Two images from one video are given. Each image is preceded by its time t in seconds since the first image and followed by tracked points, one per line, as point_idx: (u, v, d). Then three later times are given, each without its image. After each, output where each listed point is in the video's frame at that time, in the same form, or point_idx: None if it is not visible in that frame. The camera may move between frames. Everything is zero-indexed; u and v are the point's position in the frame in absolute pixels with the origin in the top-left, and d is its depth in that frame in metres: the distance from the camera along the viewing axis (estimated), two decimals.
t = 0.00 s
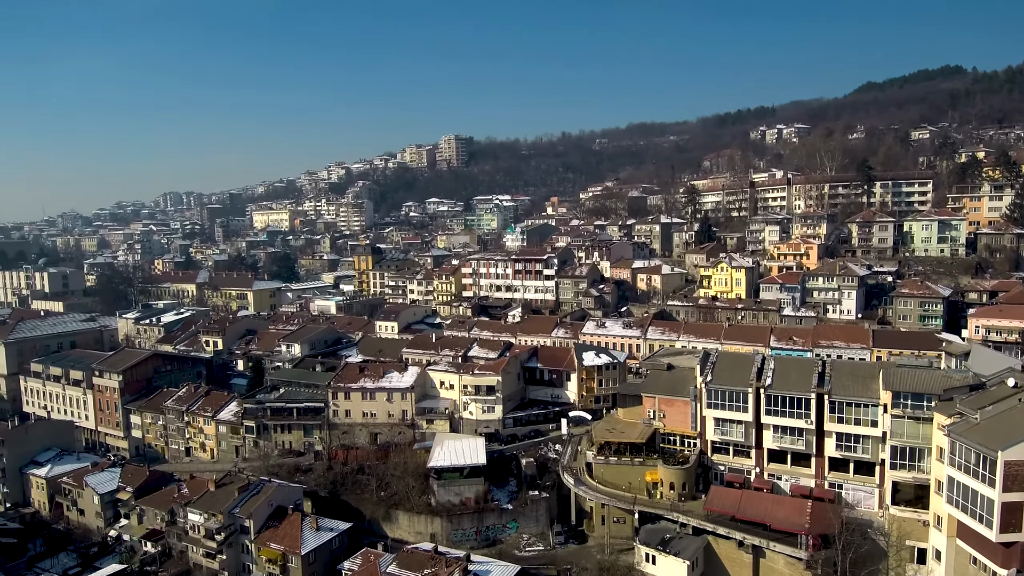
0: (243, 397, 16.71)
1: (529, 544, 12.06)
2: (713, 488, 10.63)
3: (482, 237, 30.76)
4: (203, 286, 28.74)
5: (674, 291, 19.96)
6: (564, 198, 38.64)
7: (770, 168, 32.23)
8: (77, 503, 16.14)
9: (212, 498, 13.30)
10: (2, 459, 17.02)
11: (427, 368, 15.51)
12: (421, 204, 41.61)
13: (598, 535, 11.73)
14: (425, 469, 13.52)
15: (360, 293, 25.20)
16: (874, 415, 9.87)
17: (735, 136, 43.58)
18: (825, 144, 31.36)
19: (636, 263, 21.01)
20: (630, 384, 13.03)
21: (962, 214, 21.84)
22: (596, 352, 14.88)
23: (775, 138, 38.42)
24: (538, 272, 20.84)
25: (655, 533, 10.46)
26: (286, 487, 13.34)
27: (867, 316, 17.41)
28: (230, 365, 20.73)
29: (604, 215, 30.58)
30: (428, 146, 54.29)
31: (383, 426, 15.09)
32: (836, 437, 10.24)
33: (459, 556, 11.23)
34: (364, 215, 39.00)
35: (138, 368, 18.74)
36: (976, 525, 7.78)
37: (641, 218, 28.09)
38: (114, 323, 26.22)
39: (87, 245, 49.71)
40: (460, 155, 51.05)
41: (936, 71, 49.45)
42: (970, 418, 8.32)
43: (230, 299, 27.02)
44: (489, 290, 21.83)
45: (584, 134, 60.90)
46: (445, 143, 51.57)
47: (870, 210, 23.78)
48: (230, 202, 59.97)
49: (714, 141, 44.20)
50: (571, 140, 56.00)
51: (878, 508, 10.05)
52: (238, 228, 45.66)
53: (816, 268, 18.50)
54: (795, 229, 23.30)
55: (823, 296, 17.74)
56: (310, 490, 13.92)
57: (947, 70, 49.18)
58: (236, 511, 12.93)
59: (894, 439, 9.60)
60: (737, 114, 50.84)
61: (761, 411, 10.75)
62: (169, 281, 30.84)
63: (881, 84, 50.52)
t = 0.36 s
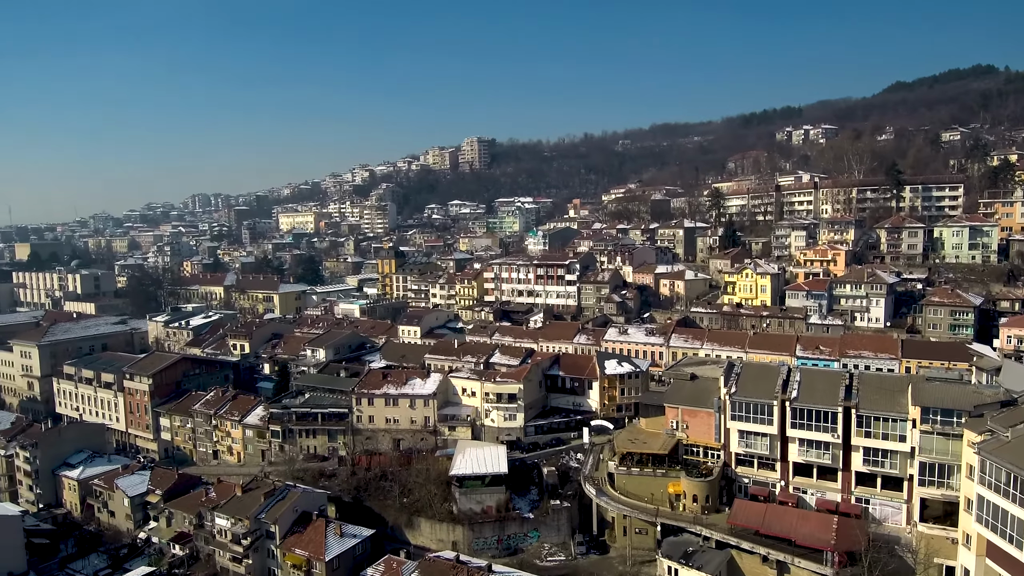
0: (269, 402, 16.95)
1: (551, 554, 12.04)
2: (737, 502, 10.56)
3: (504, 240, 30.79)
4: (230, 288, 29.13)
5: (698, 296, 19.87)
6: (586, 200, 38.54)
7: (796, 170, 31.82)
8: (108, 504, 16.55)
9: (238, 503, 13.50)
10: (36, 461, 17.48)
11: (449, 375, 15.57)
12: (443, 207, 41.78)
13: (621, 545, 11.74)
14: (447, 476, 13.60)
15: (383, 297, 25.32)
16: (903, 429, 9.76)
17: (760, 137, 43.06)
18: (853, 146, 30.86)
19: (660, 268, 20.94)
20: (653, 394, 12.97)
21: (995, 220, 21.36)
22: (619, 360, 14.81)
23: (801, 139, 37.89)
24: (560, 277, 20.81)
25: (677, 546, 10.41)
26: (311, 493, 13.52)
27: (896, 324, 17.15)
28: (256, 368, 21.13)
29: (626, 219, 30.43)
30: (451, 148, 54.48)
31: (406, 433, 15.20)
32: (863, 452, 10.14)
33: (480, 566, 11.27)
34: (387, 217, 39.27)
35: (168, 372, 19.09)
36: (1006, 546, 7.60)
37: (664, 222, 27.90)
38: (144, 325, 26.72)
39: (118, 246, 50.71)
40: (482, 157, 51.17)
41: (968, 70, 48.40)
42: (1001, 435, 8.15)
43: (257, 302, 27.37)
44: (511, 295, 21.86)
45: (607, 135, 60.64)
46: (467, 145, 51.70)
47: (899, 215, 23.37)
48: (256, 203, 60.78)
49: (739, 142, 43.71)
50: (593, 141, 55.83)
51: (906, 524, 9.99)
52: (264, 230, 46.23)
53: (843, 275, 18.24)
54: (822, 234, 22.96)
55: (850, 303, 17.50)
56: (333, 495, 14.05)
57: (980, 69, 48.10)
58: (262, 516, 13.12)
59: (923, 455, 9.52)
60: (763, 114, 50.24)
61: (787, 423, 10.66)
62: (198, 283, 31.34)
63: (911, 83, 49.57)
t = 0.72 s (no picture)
0: (295, 407, 17.17)
1: (573, 564, 12.02)
2: (762, 516, 10.57)
3: (528, 243, 30.79)
4: (256, 290, 29.50)
5: (723, 302, 19.70)
6: (610, 203, 38.38)
7: (824, 172, 31.34)
8: (139, 506, 16.92)
9: (265, 508, 13.72)
10: (70, 462, 17.92)
11: (472, 382, 15.63)
12: (467, 209, 41.90)
13: (643, 556, 11.69)
14: (470, 484, 13.65)
15: (407, 300, 25.32)
16: (932, 445, 9.64)
17: (787, 138, 42.50)
18: (883, 148, 30.30)
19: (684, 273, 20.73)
20: (676, 404, 12.95)
21: None
22: (642, 368, 14.73)
23: (830, 141, 37.30)
24: (583, 282, 20.75)
25: (701, 559, 10.58)
26: (336, 498, 13.70)
27: (926, 333, 16.87)
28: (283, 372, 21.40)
29: (650, 222, 30.25)
30: (474, 150, 54.59)
31: (429, 439, 15.30)
32: (891, 467, 10.06)
33: None
34: (411, 220, 39.50)
35: (198, 375, 19.42)
36: None
37: (689, 226, 27.68)
38: (173, 328, 27.21)
39: (149, 246, 51.68)
40: (505, 159, 51.20)
41: (1003, 70, 47.23)
42: None
43: (283, 304, 27.71)
44: (534, 300, 21.85)
45: (631, 135, 60.31)
46: (491, 147, 51.77)
47: (930, 221, 22.90)
48: (282, 205, 61.54)
49: (765, 143, 43.16)
50: (617, 143, 55.54)
51: (936, 542, 9.82)
52: (290, 231, 46.75)
53: (872, 282, 17.95)
54: (850, 240, 22.59)
55: (879, 311, 17.22)
56: (357, 501, 14.19)
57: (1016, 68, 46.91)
58: (288, 521, 13.32)
59: (953, 471, 9.35)
60: (790, 115, 49.56)
61: (813, 437, 10.65)
62: (226, 285, 31.80)
63: (944, 83, 48.55)
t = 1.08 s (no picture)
0: (322, 406, 17.41)
1: (596, 568, 12.07)
2: (789, 525, 10.57)
3: (551, 241, 30.74)
4: (283, 288, 29.86)
5: (749, 303, 19.49)
6: (634, 200, 38.12)
7: (854, 170, 30.78)
8: (170, 502, 17.31)
9: (292, 507, 13.94)
10: (104, 458, 18.39)
11: (495, 384, 15.67)
12: (491, 206, 41.96)
13: (666, 562, 11.63)
14: (493, 486, 13.72)
15: (432, 299, 25.41)
16: (964, 457, 9.55)
17: (816, 134, 41.79)
18: (915, 145, 29.65)
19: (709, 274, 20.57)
20: (701, 410, 13.06)
21: None
22: (666, 372, 14.62)
23: (860, 137, 36.58)
24: (607, 283, 20.68)
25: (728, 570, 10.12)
26: (361, 498, 13.88)
27: (959, 337, 16.55)
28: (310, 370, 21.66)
29: (675, 220, 30.00)
30: (498, 147, 54.60)
31: (452, 440, 15.39)
32: (922, 478, 9.97)
33: None
34: (435, 217, 39.65)
35: (228, 373, 19.73)
36: None
37: (714, 225, 27.40)
38: (204, 325, 27.71)
39: (180, 242, 52.62)
40: (529, 155, 51.12)
41: None
42: None
43: (310, 302, 28.03)
44: (557, 300, 21.83)
45: (656, 131, 59.82)
46: (514, 144, 51.71)
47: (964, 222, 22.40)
48: (309, 202, 62.23)
49: (794, 139, 42.47)
50: (642, 139, 55.13)
51: (967, 554, 9.72)
52: (317, 228, 47.24)
53: (903, 284, 17.62)
54: (880, 240, 22.19)
55: (910, 315, 16.93)
56: (382, 501, 14.35)
57: None
58: (315, 521, 13.53)
59: (984, 484, 9.26)
60: (819, 110, 48.72)
61: (841, 446, 10.61)
62: (254, 283, 32.25)
63: (980, 78, 47.33)
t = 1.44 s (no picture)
0: (349, 402, 17.60)
1: (618, 570, 12.11)
2: (815, 531, 10.47)
3: (576, 236, 30.64)
4: (310, 283, 30.21)
5: (778, 302, 19.23)
6: (660, 194, 37.79)
7: (887, 165, 30.12)
8: (201, 495, 17.72)
9: (320, 503, 14.16)
10: (138, 451, 18.87)
11: (519, 383, 15.70)
12: (515, 200, 41.94)
13: (690, 566, 11.62)
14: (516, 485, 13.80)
15: (456, 294, 25.53)
16: (996, 466, 9.42)
17: (848, 127, 40.95)
18: (951, 138, 28.88)
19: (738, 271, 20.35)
20: (727, 412, 13.03)
21: None
22: (691, 374, 14.53)
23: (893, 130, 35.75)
24: (632, 281, 20.55)
25: None
26: (386, 496, 14.05)
27: (994, 339, 16.19)
28: (337, 366, 21.89)
29: (702, 216, 29.69)
30: (523, 141, 54.46)
31: (476, 438, 15.47)
32: (952, 486, 9.85)
33: None
34: (460, 211, 39.75)
35: (257, 368, 19.97)
36: None
37: (742, 221, 27.05)
38: (234, 319, 28.20)
39: (211, 236, 53.52)
40: (554, 149, 50.93)
41: None
42: None
43: (336, 297, 28.31)
44: (582, 297, 21.77)
45: (683, 124, 59.16)
46: (539, 137, 51.52)
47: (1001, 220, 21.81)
48: (336, 196, 62.82)
49: (825, 132, 41.68)
50: (669, 131, 54.53)
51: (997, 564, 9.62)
52: (344, 223, 47.69)
53: (937, 284, 17.24)
54: (913, 239, 21.72)
55: (943, 316, 16.59)
56: (407, 498, 14.51)
57: None
58: (341, 518, 13.74)
59: (1017, 494, 9.15)
60: (851, 102, 47.70)
61: (870, 453, 10.52)
62: (282, 277, 32.68)
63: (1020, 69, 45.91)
